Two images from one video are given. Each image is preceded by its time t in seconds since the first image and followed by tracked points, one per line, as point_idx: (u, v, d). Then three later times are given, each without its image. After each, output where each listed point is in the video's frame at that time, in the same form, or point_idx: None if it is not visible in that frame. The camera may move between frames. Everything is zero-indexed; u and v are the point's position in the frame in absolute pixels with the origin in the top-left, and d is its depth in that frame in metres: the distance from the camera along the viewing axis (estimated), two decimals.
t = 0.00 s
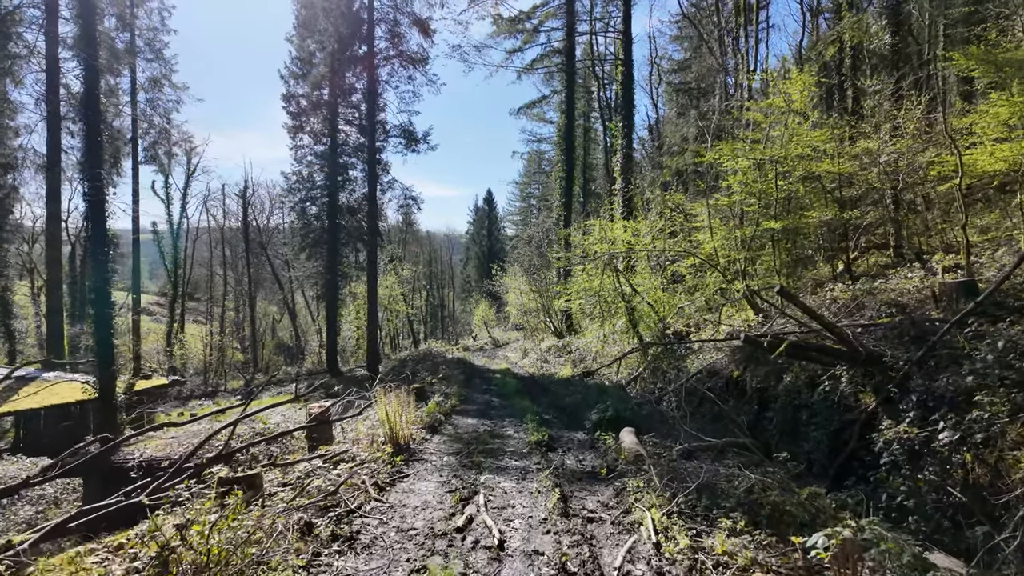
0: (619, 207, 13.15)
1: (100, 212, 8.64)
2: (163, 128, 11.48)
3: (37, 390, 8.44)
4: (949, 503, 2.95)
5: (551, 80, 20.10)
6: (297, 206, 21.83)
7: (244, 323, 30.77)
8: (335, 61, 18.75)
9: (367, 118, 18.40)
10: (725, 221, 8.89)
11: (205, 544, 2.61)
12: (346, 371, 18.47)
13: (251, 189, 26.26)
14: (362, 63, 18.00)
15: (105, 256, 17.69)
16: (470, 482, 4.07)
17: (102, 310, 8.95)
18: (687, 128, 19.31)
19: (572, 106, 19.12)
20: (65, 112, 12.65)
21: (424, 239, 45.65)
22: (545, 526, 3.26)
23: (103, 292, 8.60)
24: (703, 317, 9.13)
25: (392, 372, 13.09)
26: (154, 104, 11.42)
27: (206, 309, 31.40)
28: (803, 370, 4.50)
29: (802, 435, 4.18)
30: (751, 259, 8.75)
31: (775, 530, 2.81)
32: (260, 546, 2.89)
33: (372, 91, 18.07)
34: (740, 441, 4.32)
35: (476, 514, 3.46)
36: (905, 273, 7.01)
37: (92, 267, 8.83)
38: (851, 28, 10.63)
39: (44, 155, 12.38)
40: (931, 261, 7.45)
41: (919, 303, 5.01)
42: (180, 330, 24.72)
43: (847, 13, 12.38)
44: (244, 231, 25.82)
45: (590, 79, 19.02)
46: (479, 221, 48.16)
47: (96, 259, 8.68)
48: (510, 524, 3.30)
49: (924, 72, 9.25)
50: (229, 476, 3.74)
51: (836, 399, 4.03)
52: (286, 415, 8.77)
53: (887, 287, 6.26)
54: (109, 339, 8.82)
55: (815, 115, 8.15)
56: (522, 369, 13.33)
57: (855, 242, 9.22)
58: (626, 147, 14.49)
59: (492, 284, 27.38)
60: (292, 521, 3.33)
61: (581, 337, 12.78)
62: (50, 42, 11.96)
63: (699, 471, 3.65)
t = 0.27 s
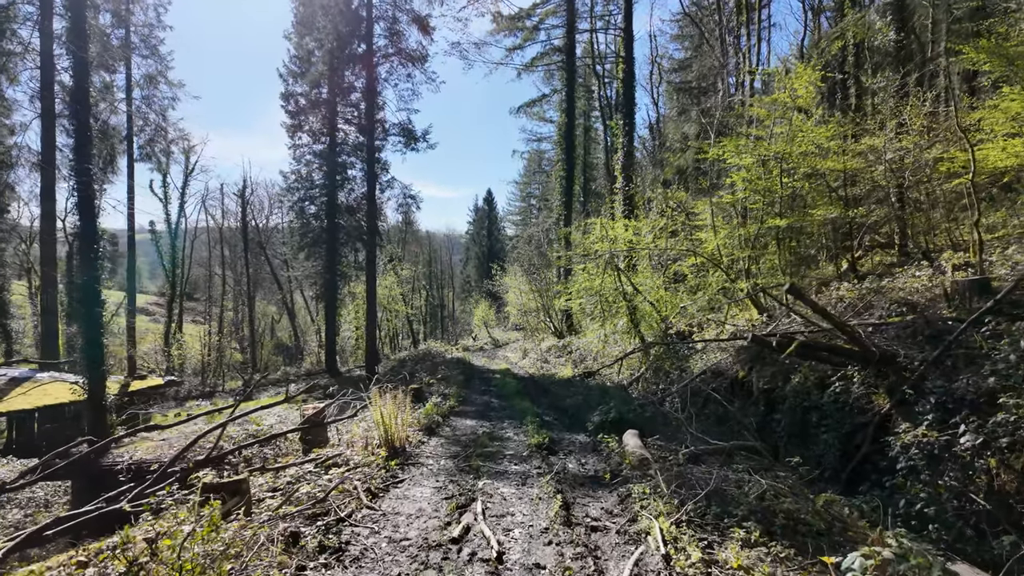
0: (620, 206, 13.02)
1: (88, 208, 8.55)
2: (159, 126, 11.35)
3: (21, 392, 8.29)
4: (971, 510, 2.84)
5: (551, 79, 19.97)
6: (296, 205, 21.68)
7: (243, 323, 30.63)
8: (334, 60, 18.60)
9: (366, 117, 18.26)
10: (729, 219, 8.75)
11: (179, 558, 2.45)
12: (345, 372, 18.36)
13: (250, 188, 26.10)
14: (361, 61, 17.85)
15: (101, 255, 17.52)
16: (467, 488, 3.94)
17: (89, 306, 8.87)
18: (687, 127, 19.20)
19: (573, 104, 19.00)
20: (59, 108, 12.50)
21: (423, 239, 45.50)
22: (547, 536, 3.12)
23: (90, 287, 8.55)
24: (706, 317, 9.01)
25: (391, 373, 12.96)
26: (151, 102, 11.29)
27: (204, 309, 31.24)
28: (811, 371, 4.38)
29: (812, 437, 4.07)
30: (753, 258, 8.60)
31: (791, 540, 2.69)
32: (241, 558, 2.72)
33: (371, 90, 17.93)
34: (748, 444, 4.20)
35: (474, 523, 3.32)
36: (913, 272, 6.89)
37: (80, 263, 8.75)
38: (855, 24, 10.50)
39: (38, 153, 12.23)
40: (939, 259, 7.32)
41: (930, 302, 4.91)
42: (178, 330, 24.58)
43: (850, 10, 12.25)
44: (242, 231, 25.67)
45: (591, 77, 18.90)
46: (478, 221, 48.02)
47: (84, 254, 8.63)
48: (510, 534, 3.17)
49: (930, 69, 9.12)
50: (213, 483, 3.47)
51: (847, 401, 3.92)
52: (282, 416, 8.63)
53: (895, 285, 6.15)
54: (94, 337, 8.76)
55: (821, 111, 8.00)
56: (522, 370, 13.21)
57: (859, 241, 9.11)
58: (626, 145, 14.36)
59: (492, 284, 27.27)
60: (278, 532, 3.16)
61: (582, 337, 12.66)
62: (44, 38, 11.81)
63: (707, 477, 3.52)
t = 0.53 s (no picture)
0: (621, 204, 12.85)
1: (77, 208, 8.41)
2: (153, 124, 11.19)
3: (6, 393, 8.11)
4: (1001, 524, 2.69)
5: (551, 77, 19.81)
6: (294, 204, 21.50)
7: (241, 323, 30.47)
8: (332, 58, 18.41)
9: (365, 115, 18.07)
10: (732, 217, 8.58)
11: None
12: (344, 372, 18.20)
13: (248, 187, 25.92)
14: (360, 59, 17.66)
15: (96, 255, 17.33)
16: (464, 499, 3.78)
17: (76, 304, 8.80)
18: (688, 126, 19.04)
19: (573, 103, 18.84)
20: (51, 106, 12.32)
21: (422, 239, 45.31)
22: (549, 553, 2.94)
23: (76, 283, 8.48)
24: (709, 317, 8.85)
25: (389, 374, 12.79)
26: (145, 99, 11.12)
27: (201, 309, 31.05)
28: (822, 375, 4.22)
29: (825, 443, 3.92)
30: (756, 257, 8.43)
31: (812, 558, 2.53)
32: None
33: (370, 88, 17.75)
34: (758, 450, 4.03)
35: (469, 539, 3.14)
36: (922, 271, 6.73)
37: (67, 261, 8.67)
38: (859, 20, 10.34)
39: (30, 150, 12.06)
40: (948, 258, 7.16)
41: (944, 301, 4.76)
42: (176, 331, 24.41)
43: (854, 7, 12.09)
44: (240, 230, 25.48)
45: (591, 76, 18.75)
46: (478, 220, 47.83)
47: (71, 252, 8.57)
48: (509, 551, 2.99)
49: (937, 64, 8.94)
50: (193, 493, 3.24)
51: (862, 406, 3.77)
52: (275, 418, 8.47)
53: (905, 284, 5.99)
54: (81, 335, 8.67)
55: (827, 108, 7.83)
56: (522, 371, 13.05)
57: (864, 239, 8.95)
58: (627, 144, 14.19)
59: (491, 284, 27.12)
60: (255, 552, 2.94)
61: (582, 337, 12.50)
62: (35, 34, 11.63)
63: (718, 488, 3.36)
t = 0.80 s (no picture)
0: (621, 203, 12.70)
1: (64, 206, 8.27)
2: (148, 121, 11.05)
3: None
4: None
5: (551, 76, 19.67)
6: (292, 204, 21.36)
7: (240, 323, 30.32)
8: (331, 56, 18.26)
9: (363, 114, 17.90)
10: (735, 215, 8.44)
11: None
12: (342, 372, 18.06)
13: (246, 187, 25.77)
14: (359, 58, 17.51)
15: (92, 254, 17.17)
16: (458, 506, 3.64)
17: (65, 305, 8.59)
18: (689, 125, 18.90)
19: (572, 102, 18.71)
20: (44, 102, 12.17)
21: (422, 239, 45.14)
22: (547, 565, 2.78)
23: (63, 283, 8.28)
24: (711, 316, 8.71)
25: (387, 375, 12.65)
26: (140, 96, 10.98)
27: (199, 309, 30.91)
28: (831, 375, 4.09)
29: (834, 444, 3.78)
30: (759, 254, 8.28)
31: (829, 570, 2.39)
32: None
33: (369, 87, 17.60)
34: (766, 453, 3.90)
35: (463, 550, 2.99)
36: (929, 269, 6.59)
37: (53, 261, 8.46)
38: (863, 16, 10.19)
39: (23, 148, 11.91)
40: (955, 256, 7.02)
41: (956, 298, 4.63)
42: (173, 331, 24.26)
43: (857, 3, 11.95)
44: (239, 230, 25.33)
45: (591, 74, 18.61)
46: (478, 220, 47.66)
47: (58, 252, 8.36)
48: (505, 562, 2.83)
49: (943, 59, 8.78)
50: (171, 500, 3.12)
51: (875, 407, 3.64)
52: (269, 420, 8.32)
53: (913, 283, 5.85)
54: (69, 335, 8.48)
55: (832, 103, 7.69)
56: (521, 371, 12.91)
57: (869, 238, 8.81)
58: (628, 142, 14.04)
59: (491, 284, 26.98)
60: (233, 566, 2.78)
61: (582, 337, 12.36)
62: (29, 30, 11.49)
63: (726, 494, 3.22)
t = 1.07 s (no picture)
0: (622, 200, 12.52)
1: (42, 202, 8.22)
2: (142, 118, 10.88)
3: None
4: None
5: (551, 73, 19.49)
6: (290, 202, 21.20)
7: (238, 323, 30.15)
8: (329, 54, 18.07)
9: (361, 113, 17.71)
10: (738, 211, 8.27)
11: None
12: (340, 372, 17.90)
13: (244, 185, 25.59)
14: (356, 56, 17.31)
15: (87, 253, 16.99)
16: (449, 517, 3.47)
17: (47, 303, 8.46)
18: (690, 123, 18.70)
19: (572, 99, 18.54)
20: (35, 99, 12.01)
21: (421, 238, 44.93)
22: None
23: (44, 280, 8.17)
24: (714, 315, 8.55)
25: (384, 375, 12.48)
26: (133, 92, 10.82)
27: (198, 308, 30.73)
28: (843, 375, 3.94)
29: (847, 448, 3.70)
30: (763, 252, 8.10)
31: None
32: None
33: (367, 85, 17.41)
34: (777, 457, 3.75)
35: (454, 567, 2.80)
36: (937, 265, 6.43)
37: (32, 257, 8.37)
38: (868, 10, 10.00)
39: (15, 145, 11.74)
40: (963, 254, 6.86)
41: (970, 296, 4.46)
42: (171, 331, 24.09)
43: None
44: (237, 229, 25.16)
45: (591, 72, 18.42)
46: (478, 219, 47.44)
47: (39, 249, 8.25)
48: None
49: (951, 53, 8.59)
50: (141, 512, 3.00)
51: (890, 409, 3.50)
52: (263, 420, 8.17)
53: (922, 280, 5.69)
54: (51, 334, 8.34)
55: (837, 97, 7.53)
56: (521, 371, 12.74)
57: (875, 235, 8.64)
58: (629, 139, 13.86)
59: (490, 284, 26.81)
60: None
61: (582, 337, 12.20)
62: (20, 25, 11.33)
63: (736, 503, 3.06)
